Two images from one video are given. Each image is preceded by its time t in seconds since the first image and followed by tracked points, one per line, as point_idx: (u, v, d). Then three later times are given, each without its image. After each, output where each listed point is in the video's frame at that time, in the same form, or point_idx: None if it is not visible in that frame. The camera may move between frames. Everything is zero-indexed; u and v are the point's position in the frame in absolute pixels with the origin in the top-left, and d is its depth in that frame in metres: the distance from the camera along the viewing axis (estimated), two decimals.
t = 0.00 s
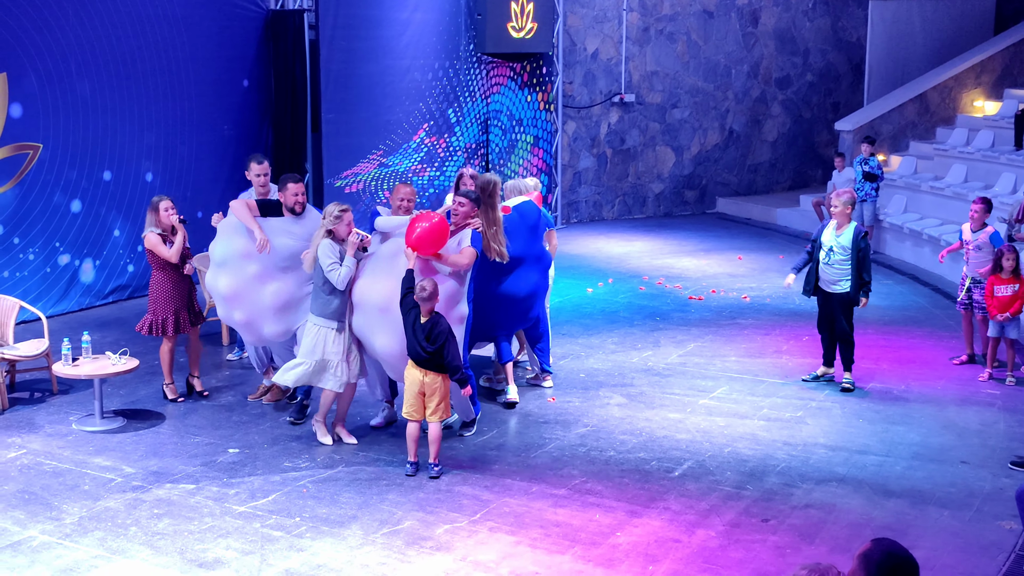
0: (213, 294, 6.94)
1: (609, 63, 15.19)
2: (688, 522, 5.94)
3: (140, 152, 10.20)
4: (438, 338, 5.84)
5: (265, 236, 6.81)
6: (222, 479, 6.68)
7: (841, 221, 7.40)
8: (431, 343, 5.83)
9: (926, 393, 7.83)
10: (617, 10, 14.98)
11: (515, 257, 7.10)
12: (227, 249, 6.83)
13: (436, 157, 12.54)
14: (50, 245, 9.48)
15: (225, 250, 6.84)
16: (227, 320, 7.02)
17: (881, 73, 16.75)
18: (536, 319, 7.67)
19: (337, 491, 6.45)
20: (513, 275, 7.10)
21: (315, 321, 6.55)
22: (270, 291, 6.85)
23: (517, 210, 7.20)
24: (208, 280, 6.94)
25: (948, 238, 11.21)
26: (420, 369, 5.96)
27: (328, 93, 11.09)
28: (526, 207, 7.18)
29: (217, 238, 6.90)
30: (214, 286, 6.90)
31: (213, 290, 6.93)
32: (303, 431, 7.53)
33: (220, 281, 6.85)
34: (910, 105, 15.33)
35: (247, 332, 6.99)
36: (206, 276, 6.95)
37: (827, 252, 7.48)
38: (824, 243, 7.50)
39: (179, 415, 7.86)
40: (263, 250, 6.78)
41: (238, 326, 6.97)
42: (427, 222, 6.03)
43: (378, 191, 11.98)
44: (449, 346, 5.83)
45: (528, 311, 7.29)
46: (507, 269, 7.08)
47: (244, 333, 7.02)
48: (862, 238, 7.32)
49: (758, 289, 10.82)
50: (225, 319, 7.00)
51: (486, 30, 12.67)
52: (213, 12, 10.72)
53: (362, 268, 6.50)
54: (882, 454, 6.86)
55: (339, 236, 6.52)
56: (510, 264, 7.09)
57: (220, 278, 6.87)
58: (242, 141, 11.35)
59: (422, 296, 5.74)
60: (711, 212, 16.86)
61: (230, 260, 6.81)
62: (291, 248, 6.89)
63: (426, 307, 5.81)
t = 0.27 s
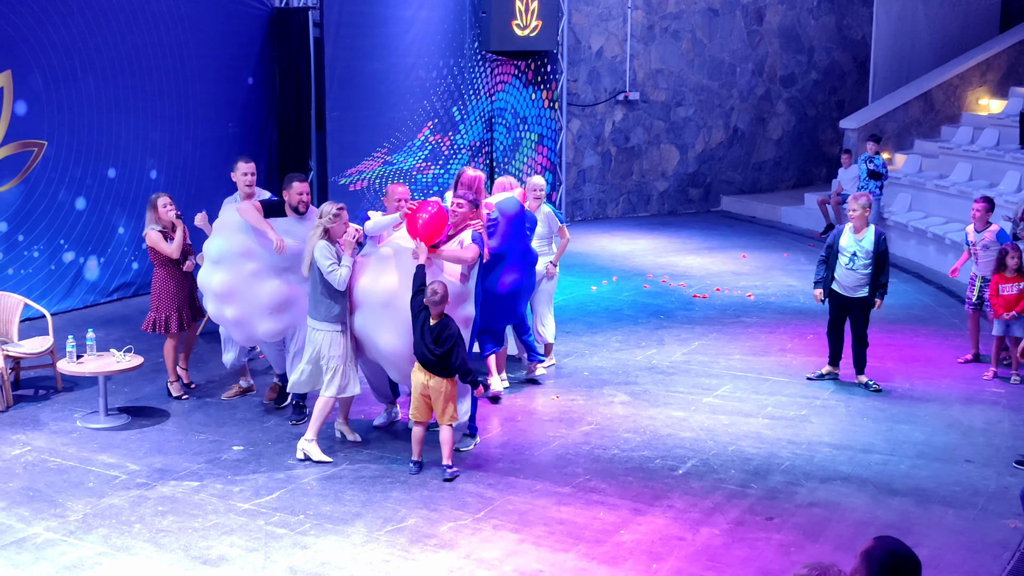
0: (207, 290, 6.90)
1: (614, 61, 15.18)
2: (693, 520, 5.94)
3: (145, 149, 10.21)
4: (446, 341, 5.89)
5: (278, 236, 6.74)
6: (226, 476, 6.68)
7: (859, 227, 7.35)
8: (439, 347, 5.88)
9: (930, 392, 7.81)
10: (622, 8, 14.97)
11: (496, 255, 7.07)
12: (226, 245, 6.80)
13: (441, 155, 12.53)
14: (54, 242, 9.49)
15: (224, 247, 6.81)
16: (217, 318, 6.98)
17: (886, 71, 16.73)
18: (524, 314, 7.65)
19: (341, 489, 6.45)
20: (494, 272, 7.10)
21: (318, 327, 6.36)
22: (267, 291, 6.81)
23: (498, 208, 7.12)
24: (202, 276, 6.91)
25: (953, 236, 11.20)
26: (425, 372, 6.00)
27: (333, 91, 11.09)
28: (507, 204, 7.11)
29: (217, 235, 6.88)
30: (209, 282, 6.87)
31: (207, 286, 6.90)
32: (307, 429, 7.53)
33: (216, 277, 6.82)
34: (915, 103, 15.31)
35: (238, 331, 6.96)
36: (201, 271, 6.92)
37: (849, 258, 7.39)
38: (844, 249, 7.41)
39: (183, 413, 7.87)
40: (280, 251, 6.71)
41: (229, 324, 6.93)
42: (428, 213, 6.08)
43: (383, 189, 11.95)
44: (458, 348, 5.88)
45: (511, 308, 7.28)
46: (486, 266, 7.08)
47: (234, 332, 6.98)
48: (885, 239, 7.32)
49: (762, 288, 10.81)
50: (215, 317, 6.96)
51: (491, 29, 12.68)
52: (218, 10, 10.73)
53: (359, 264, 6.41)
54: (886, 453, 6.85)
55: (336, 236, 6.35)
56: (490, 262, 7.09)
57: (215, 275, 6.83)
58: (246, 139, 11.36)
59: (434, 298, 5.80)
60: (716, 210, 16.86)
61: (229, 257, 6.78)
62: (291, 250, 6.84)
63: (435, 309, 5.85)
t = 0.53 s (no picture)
0: (206, 289, 6.80)
1: (615, 59, 15.17)
2: (693, 518, 5.94)
3: (146, 147, 10.22)
4: (460, 340, 5.85)
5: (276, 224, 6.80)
6: (227, 474, 6.69)
7: (878, 228, 7.24)
8: (454, 345, 5.82)
9: (931, 390, 7.81)
10: (623, 6, 14.96)
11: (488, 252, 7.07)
12: (225, 242, 6.76)
13: (442, 153, 12.53)
14: (56, 240, 9.50)
15: (223, 244, 6.77)
16: (217, 318, 6.87)
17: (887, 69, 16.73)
18: (514, 311, 7.65)
19: (342, 486, 6.46)
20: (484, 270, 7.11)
21: (308, 328, 6.28)
22: (269, 284, 6.79)
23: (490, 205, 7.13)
24: (200, 275, 6.82)
25: (954, 235, 11.19)
26: (437, 371, 5.94)
27: (334, 88, 11.09)
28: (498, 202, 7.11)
29: (213, 233, 6.84)
30: (209, 280, 6.78)
31: (205, 285, 6.80)
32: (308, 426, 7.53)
33: (217, 274, 6.75)
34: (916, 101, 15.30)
35: (240, 329, 6.86)
36: (197, 271, 6.83)
37: (870, 260, 7.27)
38: (864, 252, 7.27)
39: (184, 410, 7.88)
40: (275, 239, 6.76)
41: (231, 322, 6.83)
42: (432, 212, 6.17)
43: (384, 186, 11.96)
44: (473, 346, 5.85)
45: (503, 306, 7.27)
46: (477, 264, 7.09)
47: (235, 331, 6.88)
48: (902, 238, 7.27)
49: (764, 286, 10.80)
50: (215, 316, 6.85)
51: (492, 27, 12.68)
52: (219, 8, 10.74)
53: (356, 264, 6.29)
54: (887, 451, 6.85)
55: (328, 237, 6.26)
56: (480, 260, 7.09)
57: (215, 272, 6.77)
58: (247, 137, 11.36)
59: (449, 299, 5.72)
60: (717, 208, 16.85)
61: (229, 252, 6.74)
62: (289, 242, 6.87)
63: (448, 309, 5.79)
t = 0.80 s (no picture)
0: (211, 292, 6.68)
1: (615, 58, 15.17)
2: (692, 517, 5.94)
3: (146, 146, 10.22)
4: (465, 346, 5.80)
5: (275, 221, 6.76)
6: (226, 473, 6.69)
7: (884, 233, 7.24)
8: (462, 351, 5.76)
9: (930, 390, 7.81)
10: (623, 5, 14.96)
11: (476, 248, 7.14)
12: (230, 243, 6.66)
13: (441, 152, 12.52)
14: (55, 238, 9.50)
15: (227, 245, 6.66)
16: (223, 320, 6.75)
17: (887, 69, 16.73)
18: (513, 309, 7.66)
19: (341, 485, 6.46)
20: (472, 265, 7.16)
21: (311, 334, 6.12)
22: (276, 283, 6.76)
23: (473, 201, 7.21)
24: (203, 278, 6.69)
25: (954, 235, 11.18)
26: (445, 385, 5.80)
27: (334, 87, 11.08)
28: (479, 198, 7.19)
29: (212, 235, 6.71)
30: (216, 282, 6.67)
31: (211, 288, 6.68)
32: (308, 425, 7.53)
33: (225, 276, 6.64)
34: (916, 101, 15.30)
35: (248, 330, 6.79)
36: (200, 274, 6.69)
37: (881, 266, 7.21)
38: (876, 258, 7.22)
39: (183, 409, 7.88)
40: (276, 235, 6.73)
41: (238, 323, 6.75)
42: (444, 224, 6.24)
43: (383, 185, 11.91)
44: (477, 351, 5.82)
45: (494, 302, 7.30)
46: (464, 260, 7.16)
47: (237, 331, 6.78)
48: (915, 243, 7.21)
49: (763, 285, 10.80)
50: (222, 319, 6.73)
51: (492, 26, 12.68)
52: (219, 6, 10.74)
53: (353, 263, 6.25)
54: (886, 450, 6.85)
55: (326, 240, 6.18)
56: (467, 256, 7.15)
57: (221, 274, 6.66)
58: (246, 135, 11.36)
59: (449, 301, 5.75)
60: (716, 208, 16.85)
61: (235, 254, 6.64)
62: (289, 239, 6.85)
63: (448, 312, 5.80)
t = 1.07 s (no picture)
0: (218, 294, 6.54)
1: (613, 58, 15.17)
2: (689, 517, 5.95)
3: (144, 145, 10.21)
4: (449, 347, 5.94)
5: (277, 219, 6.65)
6: (224, 472, 6.69)
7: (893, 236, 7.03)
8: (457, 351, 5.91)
9: (928, 390, 7.82)
10: (621, 5, 14.97)
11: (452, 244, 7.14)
12: (234, 243, 6.51)
13: (440, 152, 12.52)
14: (53, 237, 9.49)
15: (231, 246, 6.52)
16: (230, 321, 6.63)
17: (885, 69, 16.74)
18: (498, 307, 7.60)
19: (339, 484, 6.46)
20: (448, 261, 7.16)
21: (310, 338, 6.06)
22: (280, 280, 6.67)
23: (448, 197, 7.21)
24: (209, 279, 6.54)
25: (952, 235, 11.19)
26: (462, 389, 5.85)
27: (332, 87, 11.09)
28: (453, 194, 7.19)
29: (214, 235, 6.54)
30: (222, 283, 6.52)
31: (217, 289, 6.53)
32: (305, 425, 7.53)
33: (232, 276, 6.50)
34: (914, 101, 15.31)
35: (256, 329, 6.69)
36: (205, 276, 6.53)
37: (891, 270, 7.00)
38: (886, 262, 6.99)
39: (181, 408, 7.88)
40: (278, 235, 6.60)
41: (245, 323, 6.64)
42: (436, 221, 6.22)
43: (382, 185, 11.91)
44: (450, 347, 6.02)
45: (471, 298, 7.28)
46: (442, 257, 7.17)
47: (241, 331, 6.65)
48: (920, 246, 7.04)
49: (761, 285, 10.80)
50: (229, 320, 6.60)
51: (490, 25, 12.67)
52: (218, 5, 10.75)
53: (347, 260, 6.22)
54: (884, 451, 6.85)
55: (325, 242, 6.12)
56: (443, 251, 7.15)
57: (227, 275, 6.52)
58: (245, 135, 11.36)
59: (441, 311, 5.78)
60: (715, 207, 16.86)
61: (241, 254, 6.50)
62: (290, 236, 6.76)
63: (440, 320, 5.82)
